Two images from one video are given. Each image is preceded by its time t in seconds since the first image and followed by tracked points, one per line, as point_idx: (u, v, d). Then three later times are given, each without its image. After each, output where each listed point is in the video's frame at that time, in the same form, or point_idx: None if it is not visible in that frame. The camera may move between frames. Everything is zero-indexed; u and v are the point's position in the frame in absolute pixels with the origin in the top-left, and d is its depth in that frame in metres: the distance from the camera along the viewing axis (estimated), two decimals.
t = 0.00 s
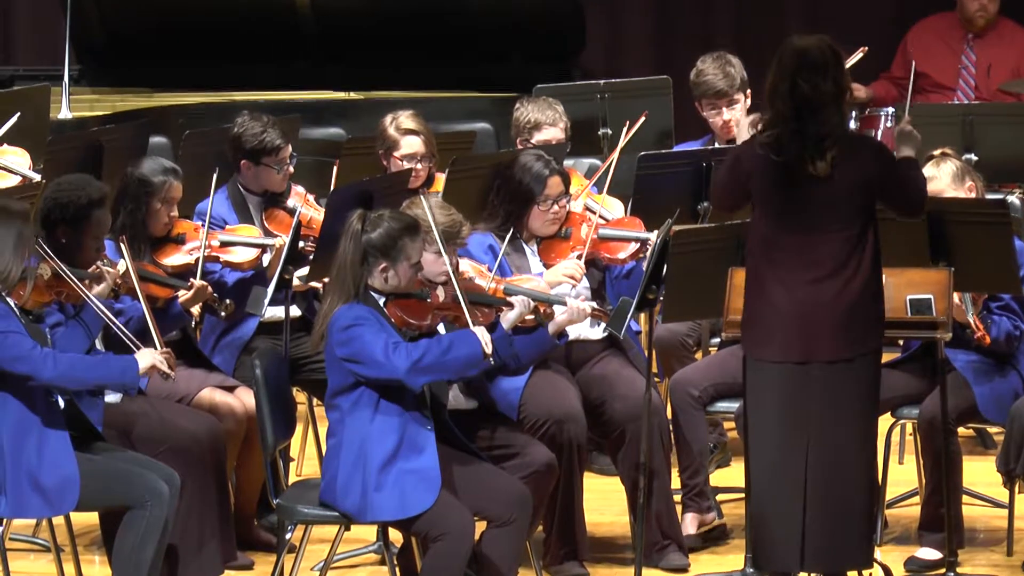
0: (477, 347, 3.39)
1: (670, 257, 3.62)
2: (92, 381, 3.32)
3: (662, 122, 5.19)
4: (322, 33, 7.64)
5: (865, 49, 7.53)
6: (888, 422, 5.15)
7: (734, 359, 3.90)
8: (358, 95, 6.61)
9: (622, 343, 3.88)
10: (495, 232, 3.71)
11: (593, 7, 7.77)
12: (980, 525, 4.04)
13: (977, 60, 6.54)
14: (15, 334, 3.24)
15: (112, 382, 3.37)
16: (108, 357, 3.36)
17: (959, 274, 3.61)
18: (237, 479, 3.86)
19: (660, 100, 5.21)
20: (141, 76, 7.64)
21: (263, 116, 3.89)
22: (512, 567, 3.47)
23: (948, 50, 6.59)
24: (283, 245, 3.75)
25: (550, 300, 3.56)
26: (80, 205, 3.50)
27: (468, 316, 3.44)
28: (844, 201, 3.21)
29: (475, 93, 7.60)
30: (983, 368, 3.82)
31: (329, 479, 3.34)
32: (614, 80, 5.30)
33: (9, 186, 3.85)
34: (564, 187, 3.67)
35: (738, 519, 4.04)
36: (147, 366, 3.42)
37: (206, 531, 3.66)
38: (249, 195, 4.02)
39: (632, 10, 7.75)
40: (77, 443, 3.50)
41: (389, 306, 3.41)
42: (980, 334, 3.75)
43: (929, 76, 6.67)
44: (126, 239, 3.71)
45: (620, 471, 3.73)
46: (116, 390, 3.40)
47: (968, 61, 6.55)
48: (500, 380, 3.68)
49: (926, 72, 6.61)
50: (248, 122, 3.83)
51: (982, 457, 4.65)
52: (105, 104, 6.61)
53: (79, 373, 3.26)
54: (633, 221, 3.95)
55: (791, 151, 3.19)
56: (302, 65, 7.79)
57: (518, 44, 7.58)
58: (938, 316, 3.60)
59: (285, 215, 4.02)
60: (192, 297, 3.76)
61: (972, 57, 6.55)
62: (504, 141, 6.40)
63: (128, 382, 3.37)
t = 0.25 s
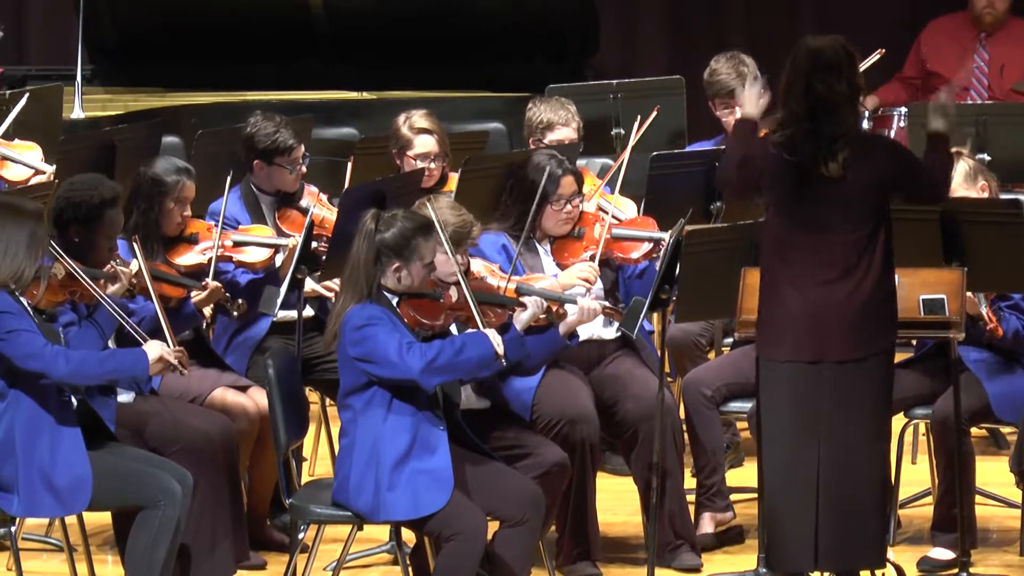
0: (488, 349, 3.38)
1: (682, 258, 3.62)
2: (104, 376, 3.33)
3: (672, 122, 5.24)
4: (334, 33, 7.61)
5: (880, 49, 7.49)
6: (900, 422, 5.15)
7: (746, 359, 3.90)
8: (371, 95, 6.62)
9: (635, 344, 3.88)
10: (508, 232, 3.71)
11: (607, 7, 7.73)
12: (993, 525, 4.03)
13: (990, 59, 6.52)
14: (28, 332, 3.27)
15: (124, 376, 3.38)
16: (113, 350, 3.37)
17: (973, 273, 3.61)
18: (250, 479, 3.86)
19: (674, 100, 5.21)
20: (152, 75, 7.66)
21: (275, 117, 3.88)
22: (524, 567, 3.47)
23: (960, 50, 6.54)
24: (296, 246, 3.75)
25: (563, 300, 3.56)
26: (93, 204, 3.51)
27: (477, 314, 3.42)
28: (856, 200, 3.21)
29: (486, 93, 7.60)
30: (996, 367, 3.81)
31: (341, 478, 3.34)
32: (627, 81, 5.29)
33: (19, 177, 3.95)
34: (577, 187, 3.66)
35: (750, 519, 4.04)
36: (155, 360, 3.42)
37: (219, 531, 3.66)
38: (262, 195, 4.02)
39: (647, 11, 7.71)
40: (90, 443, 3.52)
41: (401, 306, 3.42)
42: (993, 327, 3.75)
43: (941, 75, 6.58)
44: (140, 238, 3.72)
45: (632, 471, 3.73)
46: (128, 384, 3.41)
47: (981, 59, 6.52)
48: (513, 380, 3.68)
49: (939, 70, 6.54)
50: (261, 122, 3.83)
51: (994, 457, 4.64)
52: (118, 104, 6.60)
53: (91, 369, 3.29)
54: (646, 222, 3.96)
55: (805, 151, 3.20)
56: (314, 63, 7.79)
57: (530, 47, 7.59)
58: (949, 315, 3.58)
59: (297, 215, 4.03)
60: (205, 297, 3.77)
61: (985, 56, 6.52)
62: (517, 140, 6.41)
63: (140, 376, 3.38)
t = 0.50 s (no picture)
0: (500, 347, 3.37)
1: (694, 257, 3.62)
2: (115, 374, 3.33)
3: (684, 121, 5.25)
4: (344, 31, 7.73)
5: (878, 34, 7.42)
6: (911, 421, 5.15)
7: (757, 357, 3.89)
8: (385, 95, 6.40)
9: (646, 343, 3.87)
10: (520, 231, 3.72)
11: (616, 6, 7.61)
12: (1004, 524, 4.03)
13: (1001, 58, 6.47)
14: (40, 331, 3.28)
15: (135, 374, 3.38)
16: (125, 349, 3.37)
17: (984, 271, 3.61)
18: (261, 477, 3.86)
19: (687, 99, 5.24)
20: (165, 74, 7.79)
21: (285, 116, 3.88)
22: (535, 566, 3.48)
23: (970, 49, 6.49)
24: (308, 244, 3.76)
25: (574, 299, 3.58)
26: (104, 203, 3.50)
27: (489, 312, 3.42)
28: (867, 198, 3.20)
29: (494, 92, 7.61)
30: (1006, 366, 3.82)
31: (353, 477, 3.35)
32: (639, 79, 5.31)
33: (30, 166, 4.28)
34: (589, 185, 3.67)
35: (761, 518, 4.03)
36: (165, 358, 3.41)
37: (230, 529, 3.66)
38: (272, 194, 4.02)
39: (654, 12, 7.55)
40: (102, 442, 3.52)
41: (412, 304, 3.41)
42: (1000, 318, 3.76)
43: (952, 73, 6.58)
44: (152, 236, 3.73)
45: (643, 470, 3.73)
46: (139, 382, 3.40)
47: (992, 58, 6.48)
48: (525, 379, 3.68)
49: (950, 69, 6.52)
50: (271, 121, 3.83)
51: (1005, 457, 4.64)
52: (129, 102, 6.59)
53: (103, 368, 3.29)
54: (658, 221, 3.96)
55: (817, 148, 3.18)
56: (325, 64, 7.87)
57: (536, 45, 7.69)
58: (961, 314, 3.60)
59: (308, 214, 4.01)
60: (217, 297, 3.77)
61: (996, 55, 6.48)
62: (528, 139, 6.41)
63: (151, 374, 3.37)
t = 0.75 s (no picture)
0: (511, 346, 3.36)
1: (705, 258, 3.62)
2: (127, 373, 3.32)
3: (695, 120, 5.26)
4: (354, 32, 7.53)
5: (890, 38, 7.45)
6: (923, 421, 5.15)
7: (768, 358, 3.90)
8: (396, 95, 6.37)
9: (657, 342, 3.87)
10: (531, 231, 3.72)
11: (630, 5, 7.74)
12: (1016, 525, 4.03)
13: (1012, 58, 6.43)
14: (51, 330, 3.28)
15: (146, 373, 3.37)
16: (137, 348, 3.36)
17: (994, 271, 3.62)
18: (272, 477, 3.86)
19: (699, 99, 5.25)
20: (171, 75, 7.57)
21: (296, 115, 3.87)
22: (546, 566, 3.47)
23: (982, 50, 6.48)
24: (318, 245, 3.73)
25: (585, 299, 3.58)
26: (116, 202, 3.50)
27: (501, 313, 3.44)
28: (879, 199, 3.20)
29: (503, 92, 7.60)
30: (1016, 366, 3.82)
31: (364, 476, 3.35)
32: (650, 79, 5.31)
33: (36, 172, 4.21)
34: (601, 185, 3.66)
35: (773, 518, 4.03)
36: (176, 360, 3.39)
37: (241, 529, 3.66)
38: (284, 194, 4.02)
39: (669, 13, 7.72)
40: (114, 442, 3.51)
41: (424, 304, 3.42)
42: (1009, 317, 3.76)
43: (963, 73, 6.55)
44: (163, 237, 3.74)
45: (655, 471, 3.73)
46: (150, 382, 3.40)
47: (1003, 58, 6.44)
48: (537, 378, 3.69)
49: (960, 69, 6.51)
50: (282, 121, 3.82)
51: (1018, 458, 4.64)
52: (141, 102, 6.57)
53: (114, 368, 3.28)
54: (669, 222, 3.95)
55: (827, 148, 3.20)
56: (337, 66, 7.69)
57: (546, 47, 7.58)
58: (973, 315, 3.60)
59: (319, 214, 4.02)
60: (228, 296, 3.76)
61: (1006, 55, 6.44)
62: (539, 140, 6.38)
63: (162, 374, 3.37)
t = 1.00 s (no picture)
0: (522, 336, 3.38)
1: (715, 258, 3.62)
2: (138, 372, 3.32)
3: (705, 121, 5.24)
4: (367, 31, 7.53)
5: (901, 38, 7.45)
6: (934, 421, 5.15)
7: (779, 360, 3.89)
8: (409, 95, 6.32)
9: (668, 343, 3.87)
10: (541, 231, 3.72)
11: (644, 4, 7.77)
12: None
13: (1022, 57, 6.41)
14: (62, 330, 3.28)
15: (156, 372, 3.37)
16: (147, 349, 3.37)
17: (1005, 271, 3.61)
18: (282, 477, 3.86)
19: (710, 99, 5.23)
20: (181, 74, 7.55)
21: (308, 115, 3.88)
22: (557, 566, 3.47)
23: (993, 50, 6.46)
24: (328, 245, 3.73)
25: (596, 299, 3.57)
26: (126, 202, 3.49)
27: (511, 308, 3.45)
28: (890, 199, 3.20)
29: (510, 92, 7.60)
30: None
31: (375, 474, 3.34)
32: (661, 79, 5.31)
33: (43, 174, 4.41)
34: (611, 185, 3.68)
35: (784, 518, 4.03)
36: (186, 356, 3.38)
37: (251, 529, 3.66)
38: (295, 194, 4.02)
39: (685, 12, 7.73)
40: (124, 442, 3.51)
41: (435, 304, 3.41)
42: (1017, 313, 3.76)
43: (974, 73, 6.54)
44: (174, 237, 3.75)
45: (665, 471, 3.72)
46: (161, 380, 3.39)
47: (1014, 58, 6.42)
48: (546, 379, 3.70)
49: (971, 69, 6.50)
50: (294, 121, 3.82)
51: None
52: (152, 102, 6.58)
53: (124, 367, 3.28)
54: (678, 222, 3.95)
55: (837, 148, 3.20)
56: (352, 66, 7.67)
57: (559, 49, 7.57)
58: (983, 314, 3.62)
59: (331, 214, 4.01)
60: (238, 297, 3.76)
61: (1017, 54, 6.42)
62: (552, 139, 6.31)
63: (173, 372, 3.36)
